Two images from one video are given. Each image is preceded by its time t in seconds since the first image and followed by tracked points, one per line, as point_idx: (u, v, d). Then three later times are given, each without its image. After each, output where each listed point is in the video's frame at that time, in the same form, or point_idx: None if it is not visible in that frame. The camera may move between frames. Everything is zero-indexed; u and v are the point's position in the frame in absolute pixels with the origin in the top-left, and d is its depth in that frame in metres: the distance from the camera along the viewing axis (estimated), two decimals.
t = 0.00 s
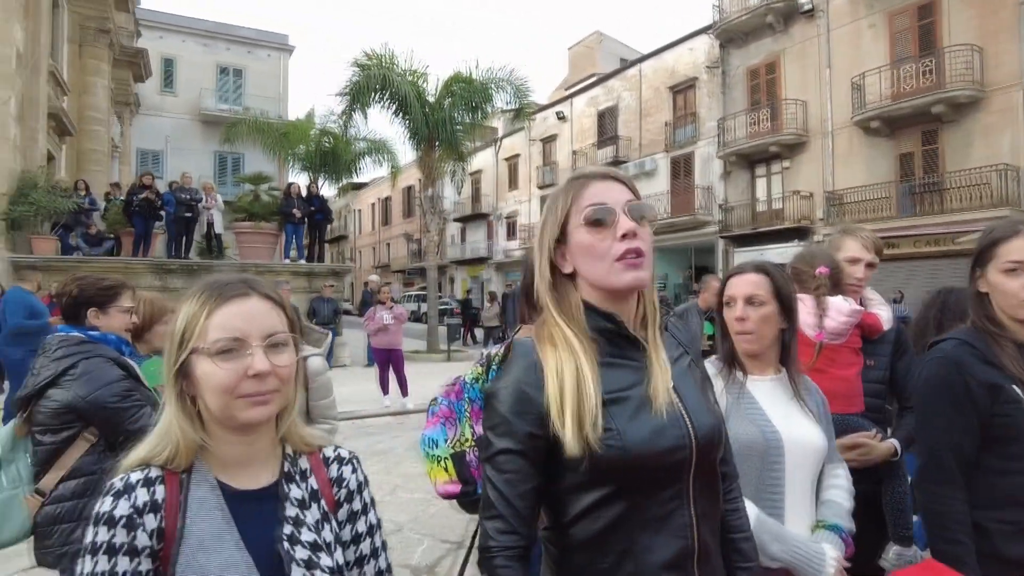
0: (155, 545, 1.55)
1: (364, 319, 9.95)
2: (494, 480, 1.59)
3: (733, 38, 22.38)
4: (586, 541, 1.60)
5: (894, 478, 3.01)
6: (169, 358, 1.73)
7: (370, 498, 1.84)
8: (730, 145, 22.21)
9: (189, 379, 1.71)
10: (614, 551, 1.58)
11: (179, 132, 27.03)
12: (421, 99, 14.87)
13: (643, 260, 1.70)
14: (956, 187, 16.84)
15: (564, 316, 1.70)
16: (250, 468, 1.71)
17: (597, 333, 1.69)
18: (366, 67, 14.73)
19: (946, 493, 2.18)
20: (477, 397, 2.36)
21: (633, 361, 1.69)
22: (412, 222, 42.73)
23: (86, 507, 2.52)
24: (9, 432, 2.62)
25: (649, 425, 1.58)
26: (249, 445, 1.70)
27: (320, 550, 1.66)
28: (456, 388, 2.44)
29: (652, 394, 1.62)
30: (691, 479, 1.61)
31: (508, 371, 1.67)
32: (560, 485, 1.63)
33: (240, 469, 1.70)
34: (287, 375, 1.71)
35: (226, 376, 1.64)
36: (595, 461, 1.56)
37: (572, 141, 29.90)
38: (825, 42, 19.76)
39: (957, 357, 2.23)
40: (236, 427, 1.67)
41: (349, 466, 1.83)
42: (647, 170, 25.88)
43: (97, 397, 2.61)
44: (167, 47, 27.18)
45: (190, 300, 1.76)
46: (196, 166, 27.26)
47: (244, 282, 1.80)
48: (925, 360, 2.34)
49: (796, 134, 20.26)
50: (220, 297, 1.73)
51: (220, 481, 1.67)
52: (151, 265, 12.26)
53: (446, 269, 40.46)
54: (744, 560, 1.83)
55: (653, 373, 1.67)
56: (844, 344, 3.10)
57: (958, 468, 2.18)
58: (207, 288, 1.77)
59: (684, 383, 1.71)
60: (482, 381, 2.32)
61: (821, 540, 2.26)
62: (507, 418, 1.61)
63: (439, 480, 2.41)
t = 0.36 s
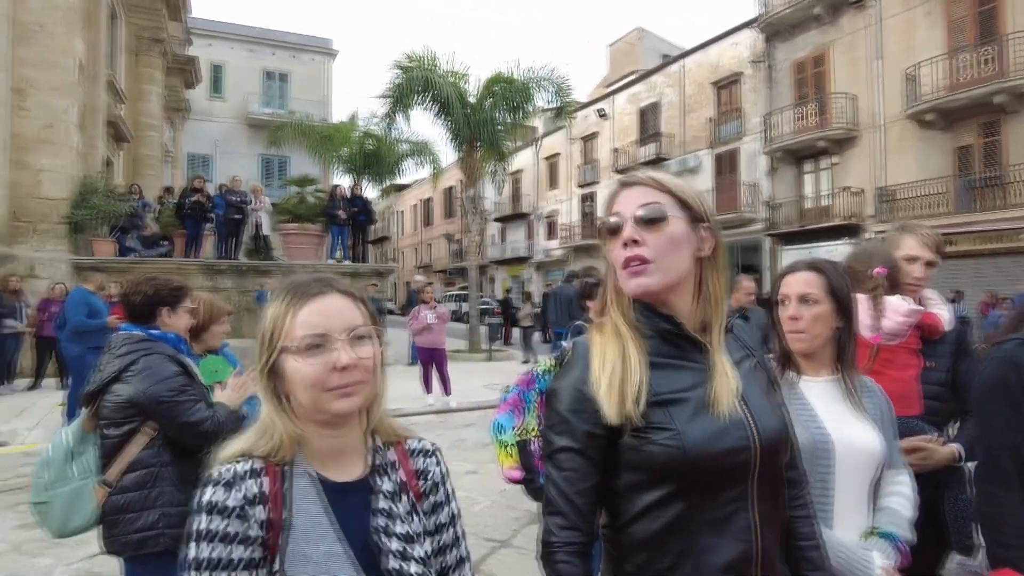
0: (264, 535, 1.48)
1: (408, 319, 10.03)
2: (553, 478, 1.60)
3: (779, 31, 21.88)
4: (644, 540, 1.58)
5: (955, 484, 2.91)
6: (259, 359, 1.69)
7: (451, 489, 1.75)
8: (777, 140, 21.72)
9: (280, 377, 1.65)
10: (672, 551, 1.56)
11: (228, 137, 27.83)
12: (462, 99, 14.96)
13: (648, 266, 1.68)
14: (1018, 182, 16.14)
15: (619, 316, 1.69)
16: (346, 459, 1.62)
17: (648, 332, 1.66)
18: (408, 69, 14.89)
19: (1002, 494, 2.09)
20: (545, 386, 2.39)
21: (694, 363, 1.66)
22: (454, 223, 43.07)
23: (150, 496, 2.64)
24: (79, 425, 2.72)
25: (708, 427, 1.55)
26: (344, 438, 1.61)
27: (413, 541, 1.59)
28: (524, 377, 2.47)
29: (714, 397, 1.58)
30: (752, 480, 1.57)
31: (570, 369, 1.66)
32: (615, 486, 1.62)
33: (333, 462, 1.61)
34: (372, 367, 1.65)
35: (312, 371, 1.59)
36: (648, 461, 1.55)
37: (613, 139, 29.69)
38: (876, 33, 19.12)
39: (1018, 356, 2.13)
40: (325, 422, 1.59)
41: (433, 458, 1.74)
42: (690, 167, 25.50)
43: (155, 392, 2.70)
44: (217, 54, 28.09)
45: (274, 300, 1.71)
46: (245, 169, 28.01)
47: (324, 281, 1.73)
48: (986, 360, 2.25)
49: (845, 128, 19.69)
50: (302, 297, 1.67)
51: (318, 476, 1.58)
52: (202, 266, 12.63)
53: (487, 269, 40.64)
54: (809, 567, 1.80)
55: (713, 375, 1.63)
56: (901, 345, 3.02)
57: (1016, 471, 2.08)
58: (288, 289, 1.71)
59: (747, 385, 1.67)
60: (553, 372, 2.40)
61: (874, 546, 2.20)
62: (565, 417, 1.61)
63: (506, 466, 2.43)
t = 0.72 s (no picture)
0: (337, 526, 1.48)
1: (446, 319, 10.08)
2: (603, 481, 1.60)
3: (822, 23, 21.37)
4: (699, 544, 1.56)
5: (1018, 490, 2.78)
6: (333, 358, 1.65)
7: (505, 485, 1.76)
8: (820, 136, 21.23)
9: (356, 376, 1.63)
10: (727, 555, 1.54)
11: (269, 140, 28.42)
12: (499, 99, 15.00)
13: (686, 267, 1.65)
14: None
15: (667, 318, 1.68)
16: (411, 457, 1.62)
17: (695, 334, 1.65)
18: (445, 70, 14.99)
19: None
20: (585, 392, 2.17)
21: (749, 365, 1.63)
22: (490, 223, 43.20)
23: (201, 491, 2.73)
24: (132, 423, 2.80)
25: (765, 430, 1.53)
26: (411, 436, 1.61)
27: (475, 535, 1.61)
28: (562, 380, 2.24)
29: (770, 401, 1.56)
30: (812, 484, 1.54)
31: (618, 374, 1.67)
32: (668, 490, 1.60)
33: (401, 457, 1.61)
34: (445, 367, 1.61)
35: (388, 371, 1.56)
36: (703, 465, 1.53)
37: (650, 137, 29.40)
38: (924, 23, 18.53)
39: None
40: (397, 421, 1.57)
41: (491, 455, 1.75)
42: (730, 164, 25.09)
43: (207, 389, 2.78)
44: (258, 59, 28.67)
45: (348, 302, 1.66)
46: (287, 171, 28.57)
47: (399, 282, 1.69)
48: None
49: (892, 122, 19.15)
50: (377, 297, 1.63)
51: (386, 470, 1.58)
52: (245, 267, 12.92)
53: (524, 268, 40.66)
54: None
55: (770, 377, 1.60)
56: (960, 345, 2.91)
57: None
58: (363, 289, 1.67)
59: (804, 388, 1.64)
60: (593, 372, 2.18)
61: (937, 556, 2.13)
62: (613, 420, 1.61)
63: (546, 476, 2.17)
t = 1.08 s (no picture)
0: (396, 523, 1.56)
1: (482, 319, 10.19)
2: (656, 490, 1.65)
3: (860, 17, 20.95)
4: (756, 552, 1.62)
5: None
6: (393, 360, 1.74)
7: (566, 489, 1.82)
8: (858, 132, 20.83)
9: (412, 377, 1.71)
10: (784, 564, 1.59)
11: (306, 143, 28.98)
12: (531, 100, 15.09)
13: (740, 269, 1.70)
14: None
15: (720, 323, 1.73)
16: (468, 457, 1.70)
17: (746, 341, 1.70)
18: (479, 72, 15.13)
19: None
20: (627, 397, 2.42)
21: (801, 371, 1.67)
22: (522, 223, 43.33)
23: (249, 489, 2.83)
24: (182, 421, 2.97)
25: (820, 438, 1.57)
26: (468, 437, 1.68)
27: (534, 537, 1.64)
28: (603, 388, 2.48)
29: (825, 407, 1.60)
30: (870, 493, 1.59)
31: (668, 382, 1.71)
32: (723, 498, 1.65)
33: (458, 457, 1.68)
34: (500, 370, 1.68)
35: (446, 374, 1.63)
36: (758, 472, 1.58)
37: (684, 135, 29.17)
38: (968, 15, 18.04)
39: None
40: (456, 422, 1.65)
41: (548, 457, 1.81)
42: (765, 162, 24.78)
43: (254, 390, 2.86)
44: (294, 64, 29.26)
45: (408, 304, 1.75)
46: (323, 174, 29.11)
47: (455, 285, 1.76)
48: None
49: (934, 117, 18.72)
50: (435, 301, 1.71)
51: (444, 469, 1.66)
52: (284, 267, 13.26)
53: (556, 268, 40.70)
54: None
55: (824, 385, 1.63)
56: None
57: None
58: (422, 292, 1.76)
59: (862, 395, 1.67)
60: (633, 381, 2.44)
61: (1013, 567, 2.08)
62: (666, 430, 1.65)
63: (588, 481, 2.38)
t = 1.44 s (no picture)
0: (461, 524, 1.54)
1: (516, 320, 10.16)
2: (712, 499, 1.55)
3: (902, 9, 20.40)
4: (824, 568, 1.50)
5: None
6: (458, 357, 1.73)
7: (634, 497, 1.78)
8: (900, 127, 20.32)
9: (476, 376, 1.69)
10: None
11: (339, 144, 29.30)
12: (564, 98, 15.02)
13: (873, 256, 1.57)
14: None
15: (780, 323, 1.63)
16: (532, 458, 1.67)
17: (813, 344, 1.58)
18: (512, 72, 15.12)
19: None
20: (675, 402, 2.51)
21: (870, 376, 1.54)
22: (552, 223, 43.25)
23: (296, 488, 2.85)
24: (228, 420, 2.98)
25: (894, 450, 1.44)
26: (533, 437, 1.65)
27: (603, 544, 1.60)
28: (650, 391, 2.56)
29: (898, 417, 1.47)
30: (947, 507, 1.46)
31: (730, 388, 1.58)
32: (788, 509, 1.53)
33: (521, 458, 1.65)
34: (563, 370, 1.65)
35: (509, 374, 1.61)
36: (828, 486, 1.46)
37: (718, 133, 28.80)
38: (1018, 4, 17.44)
39: None
40: (519, 421, 1.62)
41: (616, 461, 1.77)
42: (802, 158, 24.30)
43: (302, 390, 2.85)
44: (328, 67, 29.64)
45: (470, 302, 1.74)
46: (356, 175, 29.44)
47: (516, 283, 1.73)
48: None
49: (982, 111, 18.21)
50: (497, 298, 1.69)
51: (509, 469, 1.63)
52: (321, 267, 13.43)
53: (587, 268, 40.53)
54: None
55: (895, 393, 1.51)
56: None
57: None
58: (484, 291, 1.74)
59: (935, 401, 1.56)
60: (680, 385, 2.55)
61: None
62: (726, 438, 1.54)
63: (636, 484, 2.47)
